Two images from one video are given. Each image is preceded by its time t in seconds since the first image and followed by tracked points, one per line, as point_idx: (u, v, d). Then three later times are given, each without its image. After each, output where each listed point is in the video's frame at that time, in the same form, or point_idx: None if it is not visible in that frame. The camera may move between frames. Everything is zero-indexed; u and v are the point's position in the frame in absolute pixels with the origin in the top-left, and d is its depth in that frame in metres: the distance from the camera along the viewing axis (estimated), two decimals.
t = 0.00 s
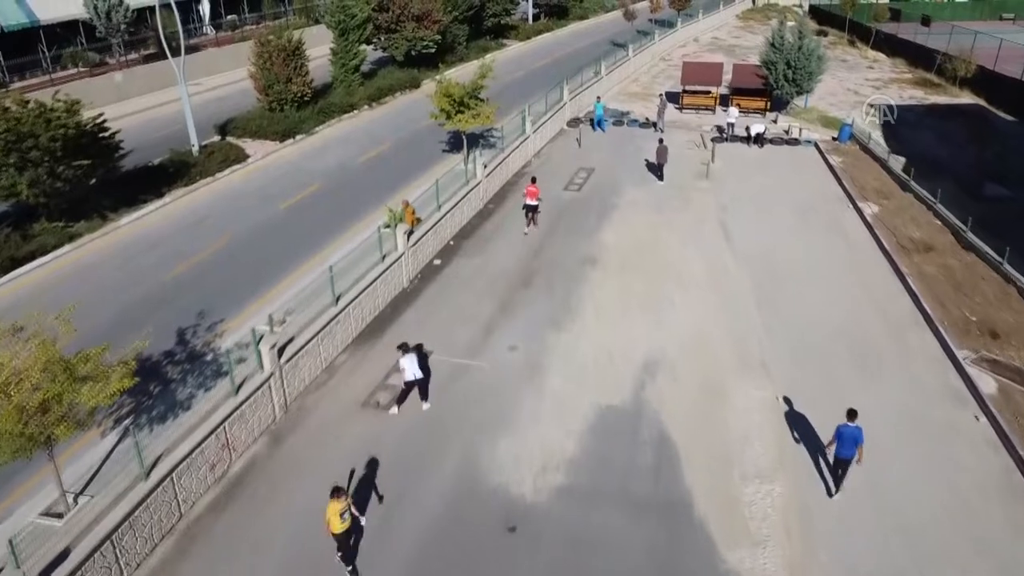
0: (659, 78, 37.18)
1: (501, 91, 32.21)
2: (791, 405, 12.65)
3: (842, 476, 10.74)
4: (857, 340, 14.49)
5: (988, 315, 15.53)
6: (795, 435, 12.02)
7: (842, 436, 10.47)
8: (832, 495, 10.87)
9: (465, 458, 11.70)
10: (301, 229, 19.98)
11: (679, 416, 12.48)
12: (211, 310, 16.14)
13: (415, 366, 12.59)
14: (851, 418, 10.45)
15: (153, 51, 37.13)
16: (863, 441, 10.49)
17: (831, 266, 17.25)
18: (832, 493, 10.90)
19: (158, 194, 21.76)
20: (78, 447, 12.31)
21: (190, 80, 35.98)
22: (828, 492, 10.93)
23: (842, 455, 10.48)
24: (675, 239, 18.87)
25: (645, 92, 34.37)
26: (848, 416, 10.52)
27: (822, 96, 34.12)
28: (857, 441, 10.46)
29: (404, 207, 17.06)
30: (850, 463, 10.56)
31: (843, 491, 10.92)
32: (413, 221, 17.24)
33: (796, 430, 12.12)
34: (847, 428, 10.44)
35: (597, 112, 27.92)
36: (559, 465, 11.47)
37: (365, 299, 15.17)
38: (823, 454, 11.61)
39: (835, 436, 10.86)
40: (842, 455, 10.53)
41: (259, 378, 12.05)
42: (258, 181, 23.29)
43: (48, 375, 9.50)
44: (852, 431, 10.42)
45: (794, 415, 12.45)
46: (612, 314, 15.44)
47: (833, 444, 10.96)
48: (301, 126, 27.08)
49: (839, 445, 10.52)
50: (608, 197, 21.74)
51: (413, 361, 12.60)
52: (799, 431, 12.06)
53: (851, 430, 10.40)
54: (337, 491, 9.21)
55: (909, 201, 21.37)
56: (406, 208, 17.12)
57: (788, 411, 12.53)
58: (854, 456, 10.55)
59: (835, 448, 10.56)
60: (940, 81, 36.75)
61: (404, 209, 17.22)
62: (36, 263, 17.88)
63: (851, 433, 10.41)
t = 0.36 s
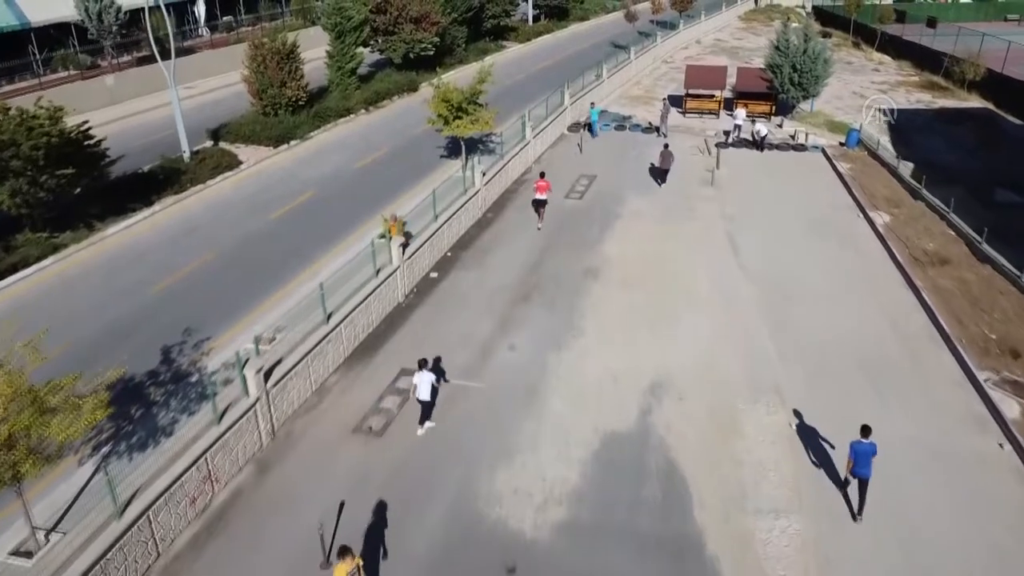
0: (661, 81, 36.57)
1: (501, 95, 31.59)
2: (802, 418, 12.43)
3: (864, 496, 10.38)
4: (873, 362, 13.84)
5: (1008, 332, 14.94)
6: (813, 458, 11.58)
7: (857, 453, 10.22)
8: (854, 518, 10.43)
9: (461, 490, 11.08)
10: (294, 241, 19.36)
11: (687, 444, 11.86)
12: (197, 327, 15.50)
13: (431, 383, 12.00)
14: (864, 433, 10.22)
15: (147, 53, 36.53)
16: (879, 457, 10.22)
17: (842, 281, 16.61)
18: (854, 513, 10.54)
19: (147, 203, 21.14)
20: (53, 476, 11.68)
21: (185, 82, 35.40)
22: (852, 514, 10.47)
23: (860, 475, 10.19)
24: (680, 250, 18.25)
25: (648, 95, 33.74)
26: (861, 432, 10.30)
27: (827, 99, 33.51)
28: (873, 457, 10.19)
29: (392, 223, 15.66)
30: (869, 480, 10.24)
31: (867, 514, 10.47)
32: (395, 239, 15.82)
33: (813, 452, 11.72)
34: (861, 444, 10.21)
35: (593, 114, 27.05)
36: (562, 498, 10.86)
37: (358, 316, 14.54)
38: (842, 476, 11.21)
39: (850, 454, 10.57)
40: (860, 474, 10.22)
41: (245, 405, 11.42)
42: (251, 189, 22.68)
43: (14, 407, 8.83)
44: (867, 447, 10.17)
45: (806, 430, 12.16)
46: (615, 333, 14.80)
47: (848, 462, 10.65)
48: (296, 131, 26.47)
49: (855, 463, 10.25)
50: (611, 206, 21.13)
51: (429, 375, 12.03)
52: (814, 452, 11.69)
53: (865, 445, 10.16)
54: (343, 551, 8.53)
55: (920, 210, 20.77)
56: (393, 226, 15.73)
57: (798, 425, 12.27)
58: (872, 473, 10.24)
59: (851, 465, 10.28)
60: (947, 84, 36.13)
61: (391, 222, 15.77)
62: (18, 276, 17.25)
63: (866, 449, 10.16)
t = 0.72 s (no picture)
0: (663, 83, 35.96)
1: (500, 98, 30.99)
2: (807, 426, 12.15)
3: (868, 504, 10.22)
4: (889, 382, 13.24)
5: None
6: (815, 461, 11.48)
7: (866, 464, 9.95)
8: (859, 523, 10.33)
9: (457, 522, 10.46)
10: (286, 253, 18.77)
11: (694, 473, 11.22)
12: (184, 344, 14.91)
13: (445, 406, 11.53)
14: (875, 444, 9.94)
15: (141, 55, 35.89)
16: (889, 468, 9.97)
17: (853, 294, 16.00)
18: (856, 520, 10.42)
19: (135, 211, 20.55)
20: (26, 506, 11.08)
21: (180, 85, 34.83)
22: (856, 519, 10.38)
23: (867, 485, 9.97)
24: (685, 261, 17.63)
25: (650, 98, 33.15)
26: (872, 442, 10.01)
27: (833, 103, 32.89)
28: (883, 468, 9.93)
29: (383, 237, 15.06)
30: (876, 491, 10.03)
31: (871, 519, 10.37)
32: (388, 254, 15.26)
33: (815, 454, 11.60)
34: (871, 454, 9.94)
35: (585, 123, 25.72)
36: (563, 533, 10.25)
37: (350, 334, 13.93)
38: (844, 478, 11.14)
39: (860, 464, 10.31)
40: (868, 484, 10.00)
41: (229, 432, 10.82)
42: (243, 196, 22.08)
43: None
44: (877, 458, 9.91)
45: (812, 438, 11.90)
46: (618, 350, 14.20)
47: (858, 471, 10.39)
48: (290, 136, 25.87)
49: (864, 473, 10.00)
50: (613, 214, 20.52)
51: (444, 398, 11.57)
52: (818, 456, 11.56)
53: (876, 456, 9.90)
54: None
55: (931, 218, 20.15)
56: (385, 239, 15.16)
57: (804, 432, 12.01)
58: (881, 484, 10.02)
59: (861, 476, 10.04)
60: (954, 86, 35.51)
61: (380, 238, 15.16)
62: None
63: (877, 460, 9.89)
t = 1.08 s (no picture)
0: (665, 86, 35.44)
1: (499, 102, 30.44)
2: (818, 438, 11.83)
3: (877, 518, 9.94)
4: (904, 402, 12.69)
5: None
6: (823, 469, 11.26)
7: (879, 478, 9.65)
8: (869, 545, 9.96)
9: (452, 556, 9.91)
10: (278, 263, 18.22)
11: (702, 503, 10.66)
12: (170, 360, 14.36)
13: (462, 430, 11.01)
14: (888, 458, 9.64)
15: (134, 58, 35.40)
16: (902, 483, 9.66)
17: (863, 309, 15.47)
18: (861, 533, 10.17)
19: (124, 219, 20.01)
20: None
21: (173, 89, 34.28)
22: (867, 542, 9.99)
23: (877, 500, 9.69)
24: (689, 272, 17.08)
25: (652, 101, 32.60)
26: (886, 456, 9.71)
27: (838, 106, 32.36)
28: (895, 483, 9.64)
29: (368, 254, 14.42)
30: (886, 507, 9.75)
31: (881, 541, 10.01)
32: (379, 268, 14.66)
33: (825, 464, 11.36)
34: (885, 468, 9.63)
35: (580, 129, 24.58)
36: (564, 568, 9.68)
37: (341, 352, 13.37)
38: (855, 491, 10.85)
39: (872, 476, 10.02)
40: (878, 499, 9.72)
41: (212, 460, 10.27)
42: (235, 204, 21.53)
43: None
44: (890, 473, 9.59)
45: (824, 449, 11.62)
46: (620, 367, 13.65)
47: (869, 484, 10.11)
48: (285, 141, 25.34)
49: (875, 487, 9.72)
50: (614, 222, 19.98)
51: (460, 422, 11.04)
52: (827, 464, 11.34)
53: (889, 471, 9.58)
54: None
55: (941, 227, 19.62)
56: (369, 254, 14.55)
57: (816, 444, 11.72)
58: (891, 500, 9.74)
59: (872, 489, 9.75)
60: (960, 89, 34.96)
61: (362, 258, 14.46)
62: None
63: (889, 474, 9.58)
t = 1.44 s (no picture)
0: (667, 89, 34.93)
1: (499, 105, 29.92)
2: (825, 445, 11.74)
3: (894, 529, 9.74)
4: (918, 425, 12.20)
5: None
6: (838, 485, 10.98)
7: (890, 487, 9.50)
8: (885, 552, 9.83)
9: None
10: (270, 272, 17.73)
11: (710, 532, 10.14)
12: (156, 376, 13.85)
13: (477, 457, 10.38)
14: (898, 467, 9.48)
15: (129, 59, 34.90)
16: (914, 491, 9.51)
17: (873, 324, 14.98)
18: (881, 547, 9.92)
19: (113, 227, 19.51)
20: None
21: (168, 91, 33.80)
22: (882, 549, 9.86)
23: (892, 509, 9.52)
24: (693, 284, 16.59)
25: (654, 104, 32.08)
26: (895, 465, 9.56)
27: (842, 110, 31.85)
28: (908, 491, 9.48)
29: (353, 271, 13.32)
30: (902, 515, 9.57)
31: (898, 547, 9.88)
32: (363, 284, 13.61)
33: (836, 475, 11.16)
34: (895, 477, 9.48)
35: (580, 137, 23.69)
36: None
37: (333, 370, 12.85)
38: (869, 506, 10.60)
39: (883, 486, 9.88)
40: (893, 508, 9.54)
41: (195, 488, 9.76)
42: (228, 211, 21.03)
43: None
44: (901, 481, 9.44)
45: (831, 456, 11.51)
46: (624, 387, 13.15)
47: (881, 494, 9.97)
48: (279, 146, 24.84)
49: (889, 497, 9.56)
50: (616, 231, 19.48)
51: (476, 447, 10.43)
52: (841, 480, 11.07)
53: (900, 480, 9.44)
54: None
55: (952, 236, 19.11)
56: (352, 271, 13.47)
57: (823, 451, 11.60)
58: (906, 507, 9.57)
59: (885, 500, 9.58)
60: (967, 92, 34.45)
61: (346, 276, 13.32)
62: None
63: (901, 483, 9.43)
